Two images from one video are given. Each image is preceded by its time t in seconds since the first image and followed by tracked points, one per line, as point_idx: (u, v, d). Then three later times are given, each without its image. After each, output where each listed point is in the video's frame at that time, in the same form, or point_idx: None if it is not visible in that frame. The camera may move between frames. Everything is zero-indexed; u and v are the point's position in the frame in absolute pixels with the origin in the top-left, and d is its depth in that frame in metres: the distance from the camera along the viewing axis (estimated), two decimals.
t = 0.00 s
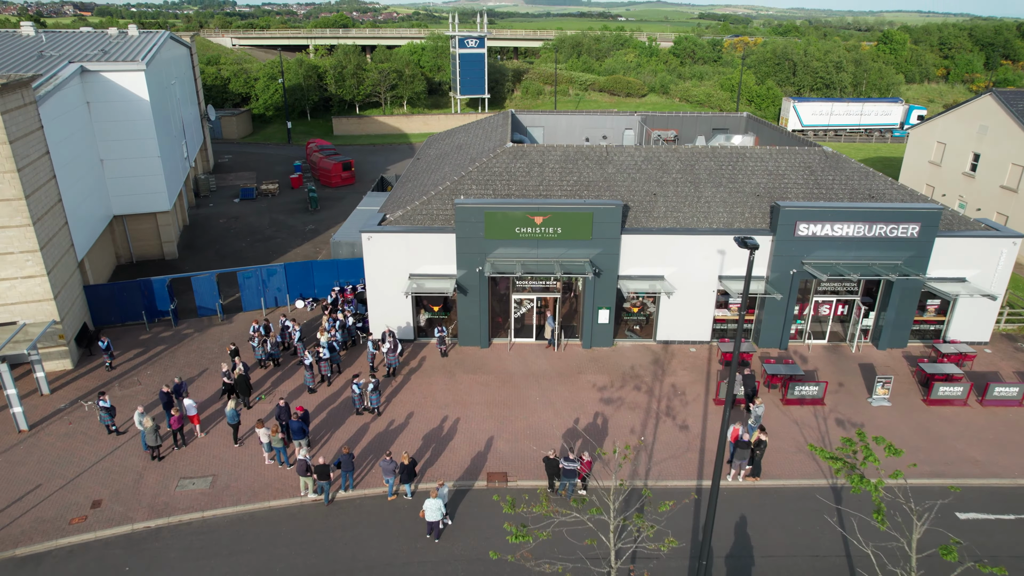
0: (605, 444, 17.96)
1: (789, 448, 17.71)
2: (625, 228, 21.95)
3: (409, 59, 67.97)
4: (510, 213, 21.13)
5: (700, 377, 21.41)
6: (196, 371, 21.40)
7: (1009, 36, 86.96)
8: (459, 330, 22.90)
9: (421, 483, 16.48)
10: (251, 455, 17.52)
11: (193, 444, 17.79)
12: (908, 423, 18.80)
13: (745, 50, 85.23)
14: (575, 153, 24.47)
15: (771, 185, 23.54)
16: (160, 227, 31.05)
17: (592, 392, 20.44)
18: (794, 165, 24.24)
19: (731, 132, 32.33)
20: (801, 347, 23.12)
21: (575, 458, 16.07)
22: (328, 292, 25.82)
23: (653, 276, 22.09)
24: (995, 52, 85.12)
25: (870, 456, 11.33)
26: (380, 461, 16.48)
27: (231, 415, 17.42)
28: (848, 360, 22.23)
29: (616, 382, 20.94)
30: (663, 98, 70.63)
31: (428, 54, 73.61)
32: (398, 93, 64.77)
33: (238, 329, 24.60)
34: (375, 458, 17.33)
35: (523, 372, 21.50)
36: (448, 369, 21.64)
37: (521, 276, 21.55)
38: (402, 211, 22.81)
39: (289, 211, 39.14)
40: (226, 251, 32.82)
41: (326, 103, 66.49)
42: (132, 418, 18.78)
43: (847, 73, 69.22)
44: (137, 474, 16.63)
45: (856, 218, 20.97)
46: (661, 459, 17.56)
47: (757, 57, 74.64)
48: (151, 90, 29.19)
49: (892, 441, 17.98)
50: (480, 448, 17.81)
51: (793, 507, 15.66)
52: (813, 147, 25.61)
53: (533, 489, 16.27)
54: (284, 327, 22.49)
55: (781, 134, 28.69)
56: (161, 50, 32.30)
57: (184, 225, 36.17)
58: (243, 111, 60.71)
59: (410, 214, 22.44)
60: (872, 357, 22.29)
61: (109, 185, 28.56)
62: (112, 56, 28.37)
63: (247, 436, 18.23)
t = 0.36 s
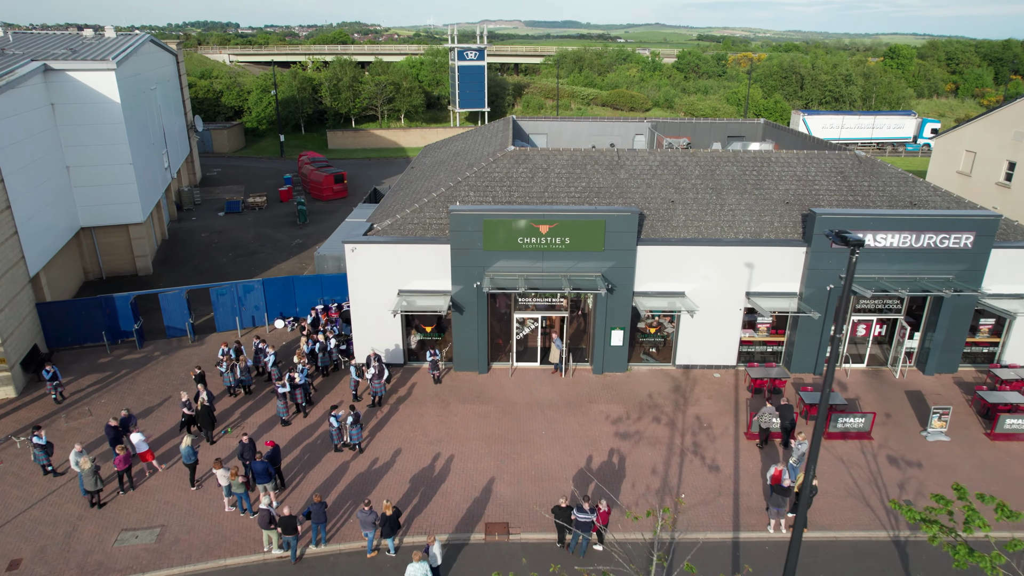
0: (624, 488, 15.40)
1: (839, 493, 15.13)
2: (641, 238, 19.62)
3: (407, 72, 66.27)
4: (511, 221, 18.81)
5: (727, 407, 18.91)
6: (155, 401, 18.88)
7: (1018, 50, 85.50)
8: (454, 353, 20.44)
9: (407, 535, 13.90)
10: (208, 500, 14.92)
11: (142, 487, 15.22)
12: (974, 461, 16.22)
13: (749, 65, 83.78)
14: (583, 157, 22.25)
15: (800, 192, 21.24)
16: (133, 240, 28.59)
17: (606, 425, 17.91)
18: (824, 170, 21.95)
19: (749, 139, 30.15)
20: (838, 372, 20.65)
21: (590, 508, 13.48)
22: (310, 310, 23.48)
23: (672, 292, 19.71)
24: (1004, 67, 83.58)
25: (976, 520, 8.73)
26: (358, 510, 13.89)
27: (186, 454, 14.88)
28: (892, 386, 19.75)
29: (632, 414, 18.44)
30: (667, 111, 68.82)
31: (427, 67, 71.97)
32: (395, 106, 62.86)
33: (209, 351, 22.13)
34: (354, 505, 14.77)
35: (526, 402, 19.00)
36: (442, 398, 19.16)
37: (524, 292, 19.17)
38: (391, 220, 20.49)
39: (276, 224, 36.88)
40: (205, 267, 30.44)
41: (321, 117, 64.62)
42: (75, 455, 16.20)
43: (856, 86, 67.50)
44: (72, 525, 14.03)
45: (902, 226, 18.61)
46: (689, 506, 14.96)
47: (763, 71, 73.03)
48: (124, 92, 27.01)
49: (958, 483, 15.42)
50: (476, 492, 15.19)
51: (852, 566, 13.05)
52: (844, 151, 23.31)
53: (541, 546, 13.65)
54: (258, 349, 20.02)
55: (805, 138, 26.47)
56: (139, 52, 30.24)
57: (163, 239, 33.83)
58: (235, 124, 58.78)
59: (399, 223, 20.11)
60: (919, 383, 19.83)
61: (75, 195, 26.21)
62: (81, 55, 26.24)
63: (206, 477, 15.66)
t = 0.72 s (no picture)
0: (639, 522, 13.62)
1: (883, 526, 13.38)
2: (654, 243, 18.02)
3: (406, 82, 65.22)
4: (512, 224, 17.23)
5: (749, 427, 17.19)
6: (120, 421, 17.15)
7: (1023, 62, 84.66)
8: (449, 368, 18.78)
9: None
10: (169, 535, 13.15)
11: (95, 520, 13.47)
12: None
13: (752, 77, 82.85)
14: (589, 158, 20.76)
15: (824, 194, 19.68)
16: (111, 248, 27.00)
17: (617, 448, 16.18)
18: (848, 171, 20.40)
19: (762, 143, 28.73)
20: (868, 389, 18.96)
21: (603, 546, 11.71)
22: (295, 322, 21.86)
23: (687, 302, 18.11)
24: (1010, 78, 82.64)
25: None
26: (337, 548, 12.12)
27: (145, 482, 13.13)
28: (928, 405, 18.06)
29: (646, 436, 16.73)
30: (670, 121, 67.59)
31: (426, 78, 70.97)
32: (393, 117, 61.62)
33: (184, 367, 20.43)
34: (333, 541, 13.00)
35: (528, 422, 17.30)
36: (436, 418, 17.46)
37: (526, 301, 17.54)
38: (382, 224, 18.94)
39: (266, 234, 35.35)
40: (188, 277, 28.84)
41: (318, 127, 63.42)
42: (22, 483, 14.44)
43: (863, 96, 66.33)
44: (10, 565, 12.26)
45: (939, 229, 17.02)
46: (714, 542, 13.19)
47: (767, 82, 72.00)
48: (102, 93, 25.54)
49: (1016, 515, 13.67)
50: (472, 526, 13.42)
51: None
52: (867, 152, 21.79)
53: None
54: (236, 364, 18.32)
55: (824, 139, 24.99)
56: (122, 53, 28.89)
57: (147, 249, 32.26)
58: (229, 134, 57.50)
59: (390, 226, 18.54)
60: (958, 400, 18.14)
61: (48, 200, 24.64)
62: (57, 53, 24.82)
63: (169, 508, 13.89)
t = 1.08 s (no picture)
0: (652, 544, 12.49)
1: (918, 549, 12.26)
2: (663, 244, 17.04)
3: (405, 90, 64.62)
4: (513, 223, 16.25)
5: (766, 440, 16.09)
6: (95, 436, 16.06)
7: None
8: (447, 378, 17.71)
9: None
10: (139, 560, 12.03)
11: (59, 543, 12.35)
12: None
13: (754, 86, 82.38)
14: (593, 158, 19.86)
15: (841, 194, 18.70)
16: (97, 254, 25.99)
17: (627, 463, 15.08)
18: (865, 170, 19.43)
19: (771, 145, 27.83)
20: (890, 400, 17.89)
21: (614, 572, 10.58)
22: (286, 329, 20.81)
23: (699, 308, 17.12)
24: (1013, 87, 82.20)
25: None
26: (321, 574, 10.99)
27: (114, 502, 12.03)
28: (955, 416, 16.99)
29: (656, 450, 15.63)
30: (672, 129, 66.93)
31: (426, 85, 70.42)
32: (392, 124, 60.94)
33: (167, 376, 19.36)
34: (318, 566, 11.88)
35: (531, 435, 16.21)
36: (432, 431, 16.38)
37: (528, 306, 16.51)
38: (376, 225, 17.96)
39: (260, 241, 34.41)
40: (177, 284, 27.82)
41: (316, 134, 62.74)
42: None
43: (867, 103, 65.67)
44: None
45: (966, 229, 16.05)
46: (735, 566, 12.06)
47: (769, 90, 71.41)
48: (88, 92, 24.61)
49: None
50: (470, 549, 12.30)
51: None
52: (884, 151, 20.84)
53: None
54: (220, 373, 17.25)
55: (837, 139, 24.08)
56: (111, 54, 28.06)
57: (136, 256, 31.27)
58: (225, 141, 56.71)
59: (385, 228, 17.56)
60: (987, 412, 17.08)
61: (30, 203, 23.70)
62: (42, 52, 23.92)
63: (140, 529, 12.78)
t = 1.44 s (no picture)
0: (663, 561, 11.61)
1: (950, 566, 11.38)
2: (671, 243, 16.28)
3: (405, 96, 64.19)
4: (513, 220, 15.48)
5: (780, 449, 15.23)
6: (72, 445, 15.21)
7: None
8: (444, 384, 16.89)
9: None
10: None
11: (25, 560, 11.48)
12: None
13: (755, 93, 81.99)
14: (597, 155, 19.16)
15: (855, 192, 17.94)
16: (84, 257, 25.23)
17: (634, 474, 14.22)
18: (879, 168, 18.67)
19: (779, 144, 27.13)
20: (909, 407, 17.07)
21: None
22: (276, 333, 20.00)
23: (708, 310, 16.33)
24: (1016, 94, 81.84)
25: None
26: None
27: (84, 515, 11.17)
28: (979, 424, 16.15)
29: (665, 459, 14.78)
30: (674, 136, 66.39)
31: (426, 92, 70.00)
32: (391, 130, 60.45)
33: (152, 383, 18.54)
34: None
35: (532, 444, 15.36)
36: (428, 439, 15.53)
37: (530, 307, 15.71)
38: (370, 224, 17.21)
39: (255, 245, 33.67)
40: (168, 289, 27.04)
41: (314, 141, 62.21)
42: None
43: (870, 109, 65.10)
44: None
45: (990, 226, 15.27)
46: None
47: (772, 96, 70.91)
48: (77, 91, 23.95)
49: None
50: (466, 566, 11.42)
51: None
52: (898, 149, 20.08)
53: None
54: (206, 379, 16.43)
55: (848, 138, 23.36)
56: (103, 53, 27.42)
57: (127, 260, 30.52)
58: (223, 147, 56.16)
59: (379, 226, 16.81)
60: (1012, 420, 16.24)
61: (15, 204, 22.98)
62: (29, 49, 23.28)
63: (113, 545, 11.91)
